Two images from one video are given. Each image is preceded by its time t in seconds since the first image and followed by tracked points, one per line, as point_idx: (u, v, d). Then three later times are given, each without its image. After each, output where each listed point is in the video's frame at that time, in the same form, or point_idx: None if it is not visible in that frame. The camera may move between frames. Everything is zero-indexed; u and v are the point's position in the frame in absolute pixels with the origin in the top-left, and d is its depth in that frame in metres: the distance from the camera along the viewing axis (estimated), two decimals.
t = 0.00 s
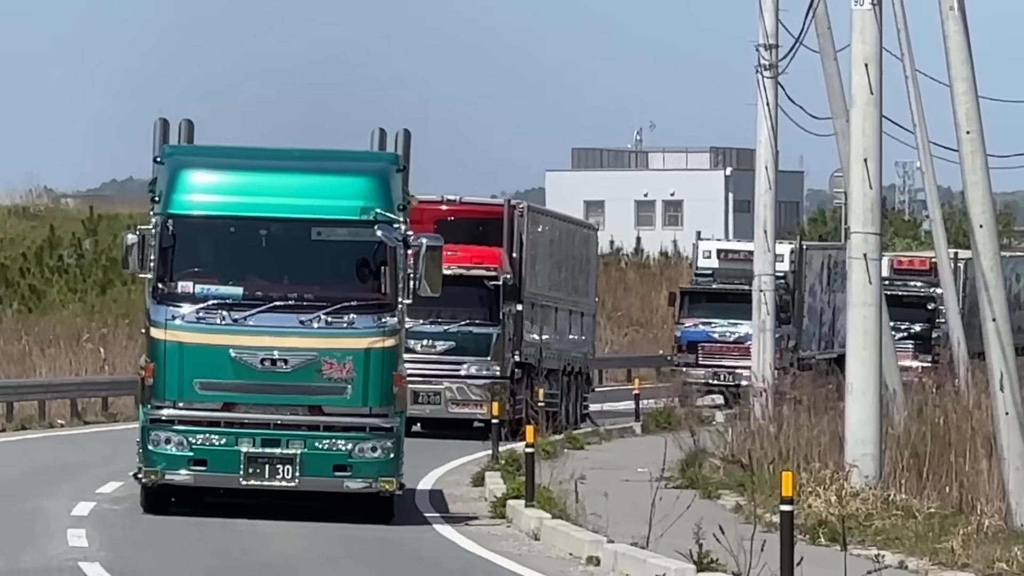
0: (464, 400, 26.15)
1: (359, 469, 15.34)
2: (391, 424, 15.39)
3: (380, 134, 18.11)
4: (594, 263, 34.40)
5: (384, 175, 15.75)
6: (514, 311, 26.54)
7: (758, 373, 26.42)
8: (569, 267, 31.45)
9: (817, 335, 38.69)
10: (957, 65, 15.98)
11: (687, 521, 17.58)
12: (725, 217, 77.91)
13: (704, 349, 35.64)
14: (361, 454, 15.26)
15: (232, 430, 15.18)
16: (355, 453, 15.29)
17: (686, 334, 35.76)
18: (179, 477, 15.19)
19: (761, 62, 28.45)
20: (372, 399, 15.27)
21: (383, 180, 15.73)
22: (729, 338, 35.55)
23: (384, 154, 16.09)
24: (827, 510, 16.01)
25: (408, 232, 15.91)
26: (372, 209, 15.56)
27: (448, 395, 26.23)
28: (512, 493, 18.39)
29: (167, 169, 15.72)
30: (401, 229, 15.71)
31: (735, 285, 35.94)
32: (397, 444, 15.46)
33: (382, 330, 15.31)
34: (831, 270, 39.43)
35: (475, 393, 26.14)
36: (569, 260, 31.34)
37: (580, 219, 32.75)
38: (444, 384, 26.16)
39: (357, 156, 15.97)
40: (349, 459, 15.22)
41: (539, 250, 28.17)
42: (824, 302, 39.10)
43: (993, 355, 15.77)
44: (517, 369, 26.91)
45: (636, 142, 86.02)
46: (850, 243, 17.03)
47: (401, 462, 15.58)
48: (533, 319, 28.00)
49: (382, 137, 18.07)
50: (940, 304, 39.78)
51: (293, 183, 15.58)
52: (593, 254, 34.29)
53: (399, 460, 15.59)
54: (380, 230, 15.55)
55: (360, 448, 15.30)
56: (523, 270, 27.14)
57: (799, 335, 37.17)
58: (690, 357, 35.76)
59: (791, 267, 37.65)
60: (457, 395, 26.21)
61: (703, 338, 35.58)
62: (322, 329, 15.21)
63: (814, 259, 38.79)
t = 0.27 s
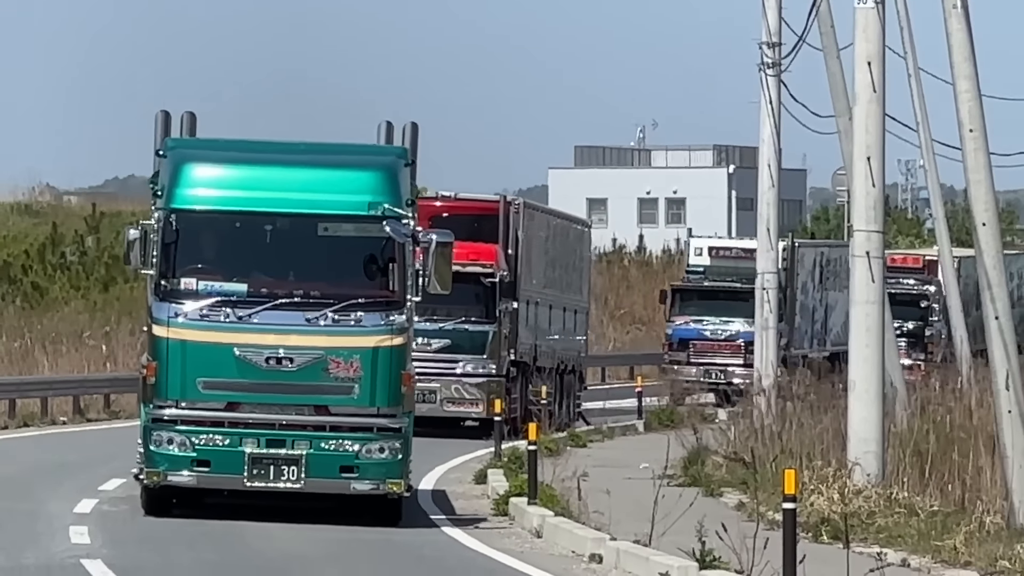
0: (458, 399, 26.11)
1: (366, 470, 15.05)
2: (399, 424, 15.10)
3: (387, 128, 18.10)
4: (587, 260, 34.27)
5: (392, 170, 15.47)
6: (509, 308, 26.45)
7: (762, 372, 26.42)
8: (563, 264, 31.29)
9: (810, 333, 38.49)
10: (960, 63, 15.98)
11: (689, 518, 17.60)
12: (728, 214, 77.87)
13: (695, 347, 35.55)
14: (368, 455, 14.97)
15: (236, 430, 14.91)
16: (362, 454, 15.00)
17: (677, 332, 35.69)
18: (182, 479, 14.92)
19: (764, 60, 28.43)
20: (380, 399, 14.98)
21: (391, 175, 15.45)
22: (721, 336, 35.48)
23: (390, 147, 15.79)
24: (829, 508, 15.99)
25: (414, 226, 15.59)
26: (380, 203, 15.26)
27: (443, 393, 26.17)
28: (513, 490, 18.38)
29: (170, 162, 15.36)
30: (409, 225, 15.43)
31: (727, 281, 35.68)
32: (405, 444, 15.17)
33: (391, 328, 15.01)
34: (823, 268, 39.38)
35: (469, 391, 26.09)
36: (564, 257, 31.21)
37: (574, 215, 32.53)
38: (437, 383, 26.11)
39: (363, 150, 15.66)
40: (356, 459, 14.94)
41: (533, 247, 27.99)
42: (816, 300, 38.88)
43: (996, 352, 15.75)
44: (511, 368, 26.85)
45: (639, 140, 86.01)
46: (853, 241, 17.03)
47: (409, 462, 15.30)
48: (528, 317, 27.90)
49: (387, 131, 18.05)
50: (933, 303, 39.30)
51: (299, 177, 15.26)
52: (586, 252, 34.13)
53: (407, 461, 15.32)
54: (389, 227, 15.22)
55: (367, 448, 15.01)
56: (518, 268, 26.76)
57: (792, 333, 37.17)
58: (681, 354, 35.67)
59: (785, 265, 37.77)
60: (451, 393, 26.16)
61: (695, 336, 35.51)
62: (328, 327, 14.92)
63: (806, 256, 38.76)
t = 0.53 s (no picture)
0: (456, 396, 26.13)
1: (375, 469, 14.83)
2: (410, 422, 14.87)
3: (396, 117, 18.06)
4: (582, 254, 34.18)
5: (401, 161, 15.28)
6: (507, 304, 26.33)
7: (766, 368, 26.44)
8: (558, 259, 31.19)
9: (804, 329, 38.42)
10: (965, 60, 15.96)
11: (693, 514, 17.63)
12: (733, 210, 77.81)
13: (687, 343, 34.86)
14: (377, 454, 14.75)
15: (243, 429, 14.69)
16: (371, 453, 14.79)
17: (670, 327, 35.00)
18: (187, 478, 14.70)
19: (768, 56, 28.44)
20: (390, 397, 14.76)
21: (401, 167, 15.25)
22: (713, 332, 34.83)
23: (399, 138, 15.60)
24: (832, 504, 15.99)
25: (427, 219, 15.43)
26: (389, 196, 15.09)
27: (440, 389, 26.20)
28: (518, 486, 18.37)
29: (175, 154, 15.20)
30: (420, 218, 15.29)
31: (719, 277, 35.03)
32: (415, 443, 14.95)
33: (401, 324, 14.82)
34: (817, 264, 39.34)
35: (467, 387, 26.07)
36: (559, 252, 31.14)
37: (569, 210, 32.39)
38: (435, 379, 26.15)
39: (372, 141, 15.48)
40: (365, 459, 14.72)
41: (530, 242, 27.96)
42: (809, 297, 38.70)
43: (1000, 349, 15.75)
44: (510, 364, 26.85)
45: (643, 136, 85.99)
46: (857, 237, 17.02)
47: (419, 461, 15.08)
48: (524, 313, 27.86)
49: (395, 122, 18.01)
50: (926, 299, 39.20)
51: (306, 169, 15.10)
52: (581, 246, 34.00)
53: (417, 460, 15.10)
54: (399, 220, 15.11)
55: (376, 447, 14.79)
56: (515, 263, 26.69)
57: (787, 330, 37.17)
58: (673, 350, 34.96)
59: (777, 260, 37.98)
60: (449, 390, 26.18)
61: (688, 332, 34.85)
62: (337, 323, 14.72)
63: (800, 252, 38.75)
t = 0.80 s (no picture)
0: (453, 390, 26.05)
1: (385, 468, 14.53)
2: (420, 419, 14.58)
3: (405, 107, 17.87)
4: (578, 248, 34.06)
5: (412, 151, 14.99)
6: (506, 298, 26.32)
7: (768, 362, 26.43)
8: (554, 253, 31.07)
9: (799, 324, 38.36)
10: (968, 54, 15.94)
11: (697, 508, 17.60)
12: (736, 205, 77.74)
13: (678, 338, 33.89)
14: (388, 452, 14.46)
15: (250, 426, 14.37)
16: (381, 451, 14.49)
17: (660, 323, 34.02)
18: (191, 477, 14.37)
19: (772, 51, 28.37)
20: (401, 394, 14.45)
21: (412, 157, 14.98)
22: (705, 327, 33.84)
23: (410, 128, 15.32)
24: (836, 498, 15.96)
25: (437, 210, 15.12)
26: (400, 186, 14.81)
27: (438, 383, 26.14)
28: (521, 480, 18.41)
29: (179, 144, 14.90)
30: (431, 209, 14.97)
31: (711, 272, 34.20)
32: (426, 441, 14.67)
33: (411, 318, 14.52)
34: (810, 258, 39.27)
35: (463, 382, 26.06)
36: (555, 245, 31.04)
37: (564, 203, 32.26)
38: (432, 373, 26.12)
39: (381, 131, 15.19)
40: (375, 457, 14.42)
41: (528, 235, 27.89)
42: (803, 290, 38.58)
43: (1004, 342, 15.71)
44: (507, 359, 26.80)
45: (647, 130, 85.95)
46: (860, 232, 17.02)
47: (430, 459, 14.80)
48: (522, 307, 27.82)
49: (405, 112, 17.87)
50: (919, 293, 39.11)
51: (314, 160, 14.80)
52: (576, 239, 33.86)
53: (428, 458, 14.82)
54: (410, 211, 14.80)
55: (387, 445, 14.50)
56: (512, 256, 26.55)
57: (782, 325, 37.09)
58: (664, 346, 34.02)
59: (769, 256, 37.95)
60: (447, 384, 26.11)
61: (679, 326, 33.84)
62: (346, 318, 14.41)
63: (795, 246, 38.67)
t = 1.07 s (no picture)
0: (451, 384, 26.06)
1: (396, 465, 14.23)
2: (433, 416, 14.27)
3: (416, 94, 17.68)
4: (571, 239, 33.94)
5: (424, 140, 14.66)
6: (503, 292, 26.31)
7: (770, 356, 26.42)
8: (549, 244, 30.97)
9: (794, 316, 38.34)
10: (971, 48, 15.94)
11: (699, 501, 17.58)
12: (739, 198, 77.72)
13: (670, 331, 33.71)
14: (399, 448, 14.16)
15: (257, 422, 14.07)
16: (392, 448, 14.19)
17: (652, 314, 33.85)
18: (197, 474, 14.08)
19: (775, 44, 28.33)
20: (412, 388, 14.16)
21: (424, 145, 14.63)
22: (697, 320, 33.69)
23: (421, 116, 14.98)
24: (839, 492, 15.96)
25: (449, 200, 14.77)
26: (412, 175, 14.47)
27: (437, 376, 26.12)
28: (524, 473, 18.39)
29: (185, 131, 14.54)
30: (444, 199, 14.63)
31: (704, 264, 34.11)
32: (439, 437, 14.37)
33: (424, 312, 14.21)
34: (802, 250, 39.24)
35: (461, 376, 26.03)
36: (550, 236, 30.96)
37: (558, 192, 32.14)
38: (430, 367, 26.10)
39: (392, 118, 14.85)
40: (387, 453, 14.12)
41: (524, 227, 27.84)
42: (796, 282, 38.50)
43: (1006, 335, 15.70)
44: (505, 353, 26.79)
45: (651, 123, 85.95)
46: (863, 225, 17.02)
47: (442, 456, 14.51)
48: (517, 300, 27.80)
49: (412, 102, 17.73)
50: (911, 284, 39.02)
51: (323, 147, 14.45)
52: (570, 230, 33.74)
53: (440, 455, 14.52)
54: (423, 201, 14.43)
55: (398, 441, 14.20)
56: (510, 248, 26.52)
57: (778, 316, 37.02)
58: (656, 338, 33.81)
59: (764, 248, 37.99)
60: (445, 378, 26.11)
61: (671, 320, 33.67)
62: (356, 311, 14.10)
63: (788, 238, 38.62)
